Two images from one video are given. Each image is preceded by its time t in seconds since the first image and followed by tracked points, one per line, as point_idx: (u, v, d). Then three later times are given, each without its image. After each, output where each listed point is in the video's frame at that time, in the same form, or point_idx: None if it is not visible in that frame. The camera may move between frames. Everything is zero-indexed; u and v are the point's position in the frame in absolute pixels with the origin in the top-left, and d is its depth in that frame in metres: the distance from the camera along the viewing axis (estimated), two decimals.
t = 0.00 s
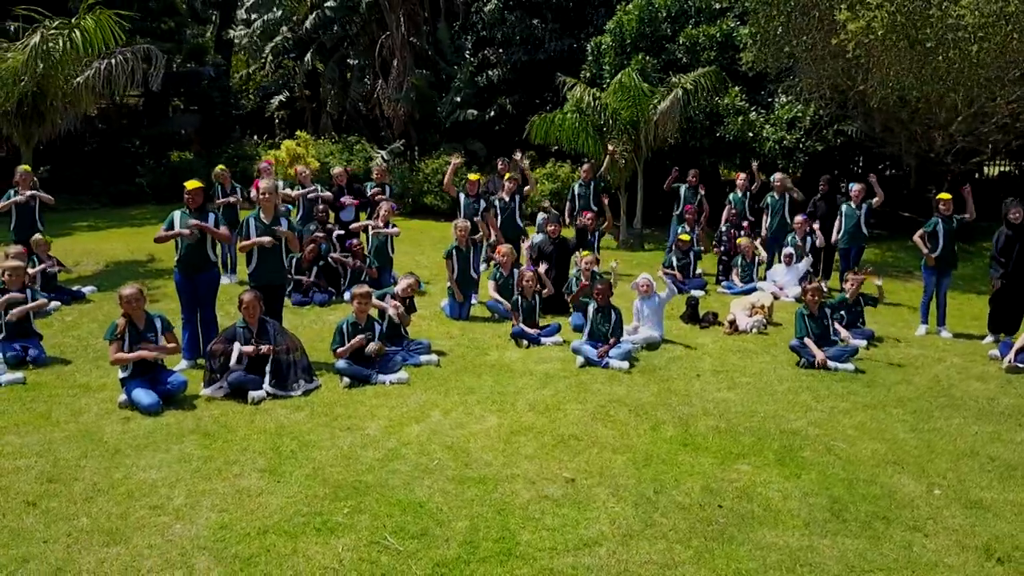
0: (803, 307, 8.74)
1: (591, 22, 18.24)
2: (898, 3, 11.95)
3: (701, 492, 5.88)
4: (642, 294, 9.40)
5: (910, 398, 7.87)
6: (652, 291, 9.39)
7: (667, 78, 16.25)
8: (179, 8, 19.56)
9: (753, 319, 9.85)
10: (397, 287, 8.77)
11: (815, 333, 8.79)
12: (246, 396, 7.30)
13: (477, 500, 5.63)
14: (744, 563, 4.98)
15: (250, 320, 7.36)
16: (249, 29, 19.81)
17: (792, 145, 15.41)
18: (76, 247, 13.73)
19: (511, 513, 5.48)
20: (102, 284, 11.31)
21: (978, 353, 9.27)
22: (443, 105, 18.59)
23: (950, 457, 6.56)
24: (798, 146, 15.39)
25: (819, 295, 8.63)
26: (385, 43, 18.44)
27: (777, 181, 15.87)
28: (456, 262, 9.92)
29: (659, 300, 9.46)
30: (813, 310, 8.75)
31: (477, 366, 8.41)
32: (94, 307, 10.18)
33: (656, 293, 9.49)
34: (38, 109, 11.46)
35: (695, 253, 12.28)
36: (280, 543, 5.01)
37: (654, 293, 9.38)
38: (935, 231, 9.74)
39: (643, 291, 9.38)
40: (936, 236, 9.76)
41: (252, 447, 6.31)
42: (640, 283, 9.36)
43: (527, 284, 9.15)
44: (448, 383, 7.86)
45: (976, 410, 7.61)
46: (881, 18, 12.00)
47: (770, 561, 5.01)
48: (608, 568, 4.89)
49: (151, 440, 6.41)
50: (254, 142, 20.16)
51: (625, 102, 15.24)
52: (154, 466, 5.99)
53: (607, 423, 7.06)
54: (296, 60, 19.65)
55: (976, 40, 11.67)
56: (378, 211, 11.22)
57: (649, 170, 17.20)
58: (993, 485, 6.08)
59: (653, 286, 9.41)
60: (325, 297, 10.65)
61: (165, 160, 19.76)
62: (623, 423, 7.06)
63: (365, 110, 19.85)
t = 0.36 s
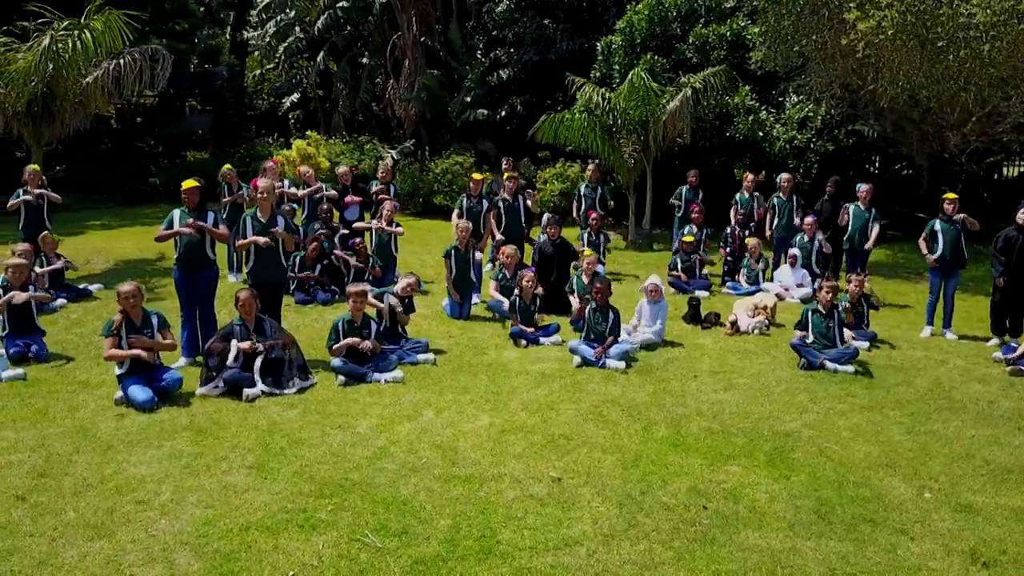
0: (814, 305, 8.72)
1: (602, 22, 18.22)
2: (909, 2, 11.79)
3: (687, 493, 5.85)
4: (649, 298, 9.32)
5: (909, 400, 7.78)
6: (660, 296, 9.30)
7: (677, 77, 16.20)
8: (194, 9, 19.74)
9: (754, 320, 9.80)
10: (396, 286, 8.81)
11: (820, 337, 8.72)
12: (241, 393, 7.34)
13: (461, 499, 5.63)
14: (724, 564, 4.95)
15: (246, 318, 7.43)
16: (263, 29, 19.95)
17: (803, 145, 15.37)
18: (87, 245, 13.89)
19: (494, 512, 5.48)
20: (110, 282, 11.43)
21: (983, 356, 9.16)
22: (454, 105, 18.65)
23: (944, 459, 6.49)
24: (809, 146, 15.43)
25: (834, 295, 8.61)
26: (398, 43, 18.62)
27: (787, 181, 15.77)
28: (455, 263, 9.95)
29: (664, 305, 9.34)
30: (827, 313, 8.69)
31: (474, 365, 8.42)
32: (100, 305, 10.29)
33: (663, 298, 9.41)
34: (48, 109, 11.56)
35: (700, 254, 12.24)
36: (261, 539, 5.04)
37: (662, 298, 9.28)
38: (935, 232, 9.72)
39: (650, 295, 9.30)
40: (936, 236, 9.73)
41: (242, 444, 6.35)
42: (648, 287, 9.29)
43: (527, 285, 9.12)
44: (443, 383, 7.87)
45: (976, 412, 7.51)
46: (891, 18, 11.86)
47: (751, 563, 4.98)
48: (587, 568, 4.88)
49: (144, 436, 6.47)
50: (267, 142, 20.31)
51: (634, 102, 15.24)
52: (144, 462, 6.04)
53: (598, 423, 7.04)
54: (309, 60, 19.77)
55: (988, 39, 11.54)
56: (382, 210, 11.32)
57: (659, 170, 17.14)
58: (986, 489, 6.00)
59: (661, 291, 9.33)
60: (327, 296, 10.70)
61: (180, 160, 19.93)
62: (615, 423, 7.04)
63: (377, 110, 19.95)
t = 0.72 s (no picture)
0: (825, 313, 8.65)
1: (611, 23, 18.18)
2: None
3: (669, 496, 5.81)
4: (651, 298, 9.22)
5: (905, 404, 7.68)
6: (661, 296, 9.21)
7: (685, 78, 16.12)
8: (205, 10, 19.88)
9: (753, 322, 9.73)
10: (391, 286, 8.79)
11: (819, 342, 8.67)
12: (232, 393, 7.37)
13: (440, 500, 5.62)
14: (699, 570, 4.91)
15: (238, 317, 7.46)
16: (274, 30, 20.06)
17: (811, 145, 15.15)
18: (96, 244, 14.02)
19: (472, 514, 5.47)
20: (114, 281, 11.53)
21: (984, 359, 9.03)
22: (463, 105, 18.66)
23: (934, 465, 6.40)
24: (818, 147, 15.20)
25: (843, 303, 8.55)
26: (407, 44, 18.69)
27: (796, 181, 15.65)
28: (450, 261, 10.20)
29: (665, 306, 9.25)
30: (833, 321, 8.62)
31: (467, 366, 8.41)
32: (101, 304, 10.38)
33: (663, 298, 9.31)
34: (54, 110, 11.69)
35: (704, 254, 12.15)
36: (237, 539, 5.05)
37: (663, 298, 9.18)
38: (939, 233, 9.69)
39: (652, 295, 9.20)
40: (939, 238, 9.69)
41: (228, 444, 6.37)
42: (649, 287, 9.20)
43: (529, 286, 9.08)
44: (434, 383, 7.87)
45: (972, 417, 7.40)
46: (898, 16, 11.72)
47: (727, 569, 4.93)
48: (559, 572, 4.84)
49: (132, 434, 6.51)
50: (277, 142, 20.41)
51: (641, 102, 15.14)
52: (129, 461, 6.08)
53: (586, 425, 7.00)
54: (320, 61, 19.83)
55: (996, 37, 11.36)
56: (383, 210, 11.47)
57: (666, 170, 17.05)
58: (975, 495, 5.90)
59: (663, 292, 9.22)
60: (327, 296, 10.69)
61: (191, 160, 20.08)
62: (603, 426, 7.00)
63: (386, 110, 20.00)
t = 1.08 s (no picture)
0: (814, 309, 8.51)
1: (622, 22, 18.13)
2: None
3: (650, 501, 5.75)
4: (648, 298, 9.20)
5: (901, 409, 7.56)
6: (658, 296, 9.20)
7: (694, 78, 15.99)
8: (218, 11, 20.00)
9: (752, 325, 9.63)
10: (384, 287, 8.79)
11: (818, 338, 8.48)
12: (221, 393, 7.39)
13: (418, 503, 5.60)
14: None
15: (227, 317, 7.49)
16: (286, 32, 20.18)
17: (821, 146, 15.13)
18: (104, 244, 14.13)
19: (448, 518, 5.43)
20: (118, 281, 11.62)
21: (987, 364, 8.87)
22: (473, 106, 18.65)
23: (924, 472, 6.28)
24: (828, 148, 15.10)
25: (831, 300, 8.51)
26: (417, 44, 18.74)
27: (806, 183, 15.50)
28: (449, 263, 10.15)
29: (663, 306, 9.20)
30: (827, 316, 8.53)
31: (460, 367, 8.39)
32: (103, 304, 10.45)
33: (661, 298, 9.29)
34: (61, 110, 11.75)
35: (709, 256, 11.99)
36: (210, 540, 5.05)
37: (660, 299, 9.17)
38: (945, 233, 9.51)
39: (649, 295, 9.20)
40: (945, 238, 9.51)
41: (211, 444, 6.38)
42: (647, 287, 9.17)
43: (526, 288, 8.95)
44: (425, 385, 7.84)
45: (968, 423, 7.27)
46: (906, 14, 11.57)
47: None
48: None
49: (118, 434, 6.53)
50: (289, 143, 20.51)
51: (648, 102, 15.10)
52: (113, 460, 6.09)
53: (574, 429, 6.95)
54: (331, 61, 19.90)
55: (1005, 35, 11.28)
56: (383, 210, 11.51)
57: (675, 171, 16.95)
58: (963, 503, 5.79)
59: (659, 292, 9.20)
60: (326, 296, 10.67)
61: (204, 160, 20.21)
62: (590, 429, 6.95)
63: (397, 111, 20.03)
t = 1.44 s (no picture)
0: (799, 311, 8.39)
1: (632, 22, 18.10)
2: None
3: (628, 506, 5.68)
4: (641, 300, 9.09)
5: (895, 414, 7.43)
6: (653, 298, 9.06)
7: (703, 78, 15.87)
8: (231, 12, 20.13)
9: (750, 327, 9.53)
10: (378, 288, 8.78)
11: (812, 342, 8.40)
12: (209, 392, 7.41)
13: (393, 505, 5.57)
14: None
15: (217, 316, 7.50)
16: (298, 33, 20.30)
17: (831, 146, 15.02)
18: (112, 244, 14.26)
19: (422, 521, 5.39)
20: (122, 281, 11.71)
21: (989, 369, 8.71)
22: (482, 106, 18.61)
23: (911, 479, 6.17)
24: (838, 149, 15.05)
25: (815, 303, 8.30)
26: (427, 44, 18.81)
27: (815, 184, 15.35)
28: (447, 264, 10.14)
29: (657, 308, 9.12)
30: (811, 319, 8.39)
31: (451, 368, 8.36)
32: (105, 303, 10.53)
33: (654, 300, 9.20)
34: (67, 111, 11.86)
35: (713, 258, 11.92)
36: (180, 541, 5.04)
37: (653, 301, 9.06)
38: (950, 237, 9.29)
39: (643, 297, 9.04)
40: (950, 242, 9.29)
41: (194, 444, 6.39)
42: (642, 289, 9.03)
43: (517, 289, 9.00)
44: (414, 386, 7.83)
45: (962, 429, 7.13)
46: (913, 13, 11.56)
47: None
48: None
49: (103, 433, 6.56)
50: (300, 143, 20.60)
51: (655, 103, 15.03)
52: (95, 460, 6.12)
53: (559, 432, 6.90)
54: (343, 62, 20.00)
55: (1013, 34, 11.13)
56: (384, 210, 11.49)
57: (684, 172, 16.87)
58: (949, 511, 5.67)
59: (654, 293, 9.07)
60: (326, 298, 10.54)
61: (216, 160, 20.34)
62: (576, 432, 6.89)
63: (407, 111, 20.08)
